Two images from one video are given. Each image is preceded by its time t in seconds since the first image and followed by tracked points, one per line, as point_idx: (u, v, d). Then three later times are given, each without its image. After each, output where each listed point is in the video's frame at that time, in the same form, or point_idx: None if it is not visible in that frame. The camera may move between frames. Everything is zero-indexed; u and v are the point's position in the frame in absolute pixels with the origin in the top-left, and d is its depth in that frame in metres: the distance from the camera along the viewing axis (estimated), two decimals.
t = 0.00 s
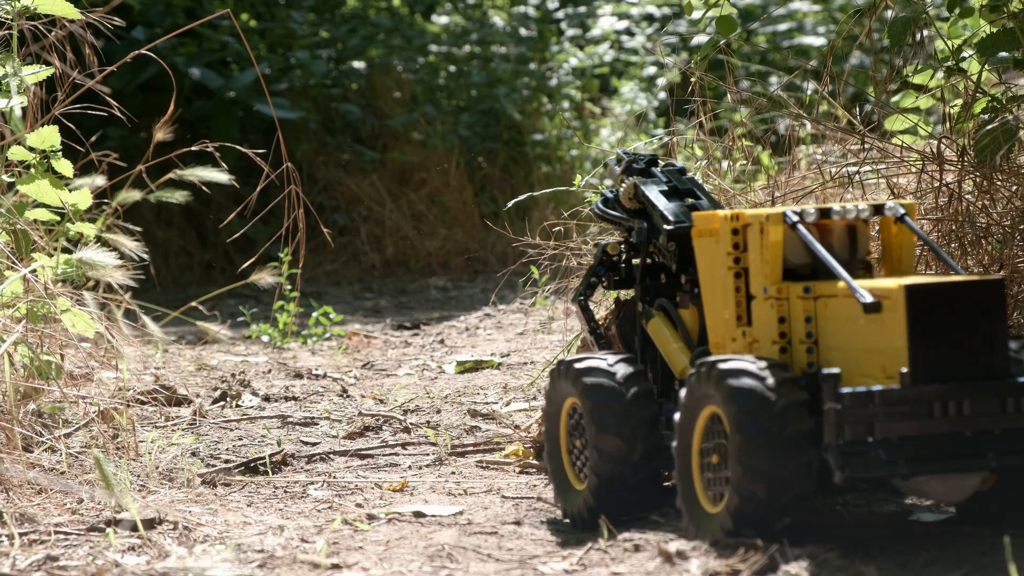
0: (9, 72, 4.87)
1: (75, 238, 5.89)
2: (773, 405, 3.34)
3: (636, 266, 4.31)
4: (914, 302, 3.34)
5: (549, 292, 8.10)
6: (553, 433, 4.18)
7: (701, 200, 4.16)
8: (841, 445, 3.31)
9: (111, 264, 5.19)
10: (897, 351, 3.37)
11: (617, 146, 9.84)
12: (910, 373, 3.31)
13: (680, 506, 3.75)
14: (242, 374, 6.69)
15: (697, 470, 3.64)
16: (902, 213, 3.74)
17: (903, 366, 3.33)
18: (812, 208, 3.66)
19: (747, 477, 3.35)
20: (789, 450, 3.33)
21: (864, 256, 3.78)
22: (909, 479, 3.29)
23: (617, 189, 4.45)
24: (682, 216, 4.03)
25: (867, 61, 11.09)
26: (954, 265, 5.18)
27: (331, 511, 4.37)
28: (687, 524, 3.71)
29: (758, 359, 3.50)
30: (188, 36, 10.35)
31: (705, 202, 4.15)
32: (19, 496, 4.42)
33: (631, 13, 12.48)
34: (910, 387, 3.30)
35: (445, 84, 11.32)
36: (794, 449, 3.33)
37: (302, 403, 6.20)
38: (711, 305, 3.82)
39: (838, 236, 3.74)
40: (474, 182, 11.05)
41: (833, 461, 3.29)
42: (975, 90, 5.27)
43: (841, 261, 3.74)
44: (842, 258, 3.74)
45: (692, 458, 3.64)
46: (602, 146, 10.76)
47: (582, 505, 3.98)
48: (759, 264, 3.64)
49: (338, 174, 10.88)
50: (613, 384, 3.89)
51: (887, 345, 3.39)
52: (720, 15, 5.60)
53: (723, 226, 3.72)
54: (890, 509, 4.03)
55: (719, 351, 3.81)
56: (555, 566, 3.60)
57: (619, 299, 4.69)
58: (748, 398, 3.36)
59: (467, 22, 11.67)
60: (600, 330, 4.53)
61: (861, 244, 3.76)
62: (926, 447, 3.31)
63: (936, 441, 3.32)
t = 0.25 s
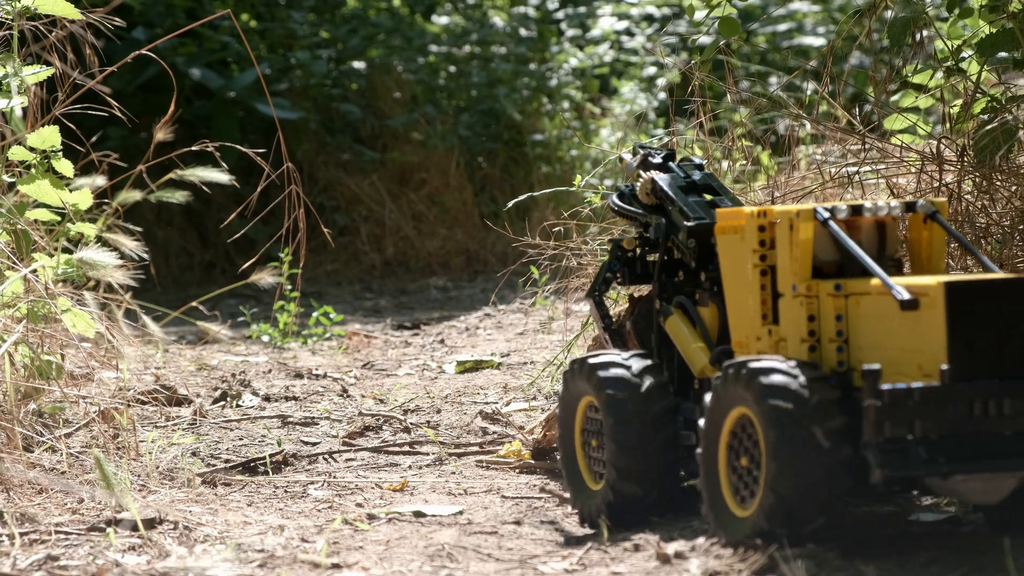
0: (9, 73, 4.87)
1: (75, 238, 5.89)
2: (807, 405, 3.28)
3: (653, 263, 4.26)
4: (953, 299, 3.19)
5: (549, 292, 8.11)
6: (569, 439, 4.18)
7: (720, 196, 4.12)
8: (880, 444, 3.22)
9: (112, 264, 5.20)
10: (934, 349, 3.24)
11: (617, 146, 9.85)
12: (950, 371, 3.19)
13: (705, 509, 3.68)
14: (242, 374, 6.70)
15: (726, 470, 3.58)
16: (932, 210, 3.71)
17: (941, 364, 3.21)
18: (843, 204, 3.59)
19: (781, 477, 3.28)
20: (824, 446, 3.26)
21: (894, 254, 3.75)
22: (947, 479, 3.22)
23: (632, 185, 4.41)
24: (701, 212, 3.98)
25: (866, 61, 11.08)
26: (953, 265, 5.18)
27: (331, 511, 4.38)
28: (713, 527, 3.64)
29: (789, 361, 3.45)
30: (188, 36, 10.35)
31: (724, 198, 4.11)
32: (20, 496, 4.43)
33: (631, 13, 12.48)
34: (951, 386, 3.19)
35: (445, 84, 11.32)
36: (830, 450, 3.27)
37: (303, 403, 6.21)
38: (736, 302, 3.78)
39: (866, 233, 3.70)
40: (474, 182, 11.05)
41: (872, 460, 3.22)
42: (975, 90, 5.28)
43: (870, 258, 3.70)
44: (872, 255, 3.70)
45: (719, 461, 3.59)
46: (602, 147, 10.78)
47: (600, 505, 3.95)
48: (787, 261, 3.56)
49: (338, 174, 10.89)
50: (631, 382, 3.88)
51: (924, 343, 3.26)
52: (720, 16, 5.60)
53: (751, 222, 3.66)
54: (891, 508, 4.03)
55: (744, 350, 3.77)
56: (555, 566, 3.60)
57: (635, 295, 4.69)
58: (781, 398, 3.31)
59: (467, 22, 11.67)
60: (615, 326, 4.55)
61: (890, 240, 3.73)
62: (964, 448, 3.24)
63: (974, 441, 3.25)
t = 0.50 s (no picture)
0: (10, 73, 4.87)
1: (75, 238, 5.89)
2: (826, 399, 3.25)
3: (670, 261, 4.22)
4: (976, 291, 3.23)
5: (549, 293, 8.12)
6: (585, 437, 4.16)
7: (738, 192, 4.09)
8: (901, 437, 3.22)
9: (112, 264, 5.20)
10: (956, 343, 3.26)
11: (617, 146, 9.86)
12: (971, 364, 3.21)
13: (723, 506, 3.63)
14: (242, 374, 6.71)
15: (743, 465, 3.54)
16: (955, 203, 3.65)
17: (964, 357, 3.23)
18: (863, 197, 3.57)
19: (801, 472, 3.24)
20: (848, 436, 3.22)
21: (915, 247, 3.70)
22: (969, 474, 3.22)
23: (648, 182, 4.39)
24: (717, 209, 3.95)
25: (866, 61, 11.09)
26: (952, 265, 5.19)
27: (331, 511, 4.38)
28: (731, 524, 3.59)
29: (813, 359, 3.38)
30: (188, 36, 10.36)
31: (742, 194, 4.08)
32: (20, 496, 4.43)
33: (631, 13, 12.49)
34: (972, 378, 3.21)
35: (445, 85, 11.33)
36: (850, 444, 3.23)
37: (303, 403, 6.21)
38: (754, 296, 3.75)
39: (887, 227, 3.64)
40: (473, 182, 11.06)
41: (893, 454, 3.22)
42: (974, 91, 5.31)
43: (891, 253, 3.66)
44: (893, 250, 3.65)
45: (737, 456, 3.54)
46: (602, 147, 10.79)
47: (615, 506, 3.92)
48: (807, 254, 3.54)
49: (338, 174, 10.90)
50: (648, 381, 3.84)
51: (946, 336, 3.29)
52: (720, 16, 5.61)
53: (769, 215, 3.64)
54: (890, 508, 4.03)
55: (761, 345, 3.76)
56: (555, 565, 3.61)
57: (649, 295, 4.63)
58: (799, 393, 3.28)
59: (467, 22, 11.69)
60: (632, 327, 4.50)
61: (911, 233, 3.67)
62: (984, 442, 3.25)
63: (995, 436, 3.26)
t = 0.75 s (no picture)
0: (10, 73, 4.88)
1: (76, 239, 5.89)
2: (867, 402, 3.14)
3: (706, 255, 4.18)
4: None
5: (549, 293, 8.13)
6: (610, 430, 4.11)
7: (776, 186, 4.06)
8: (945, 447, 3.16)
9: (113, 264, 5.21)
10: (1001, 350, 3.20)
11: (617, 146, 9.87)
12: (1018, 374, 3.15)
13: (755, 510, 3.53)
14: (243, 374, 6.71)
15: (777, 467, 3.43)
16: (1003, 205, 3.57)
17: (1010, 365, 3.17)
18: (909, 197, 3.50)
19: (839, 478, 3.14)
20: (889, 443, 3.12)
21: (958, 249, 3.64)
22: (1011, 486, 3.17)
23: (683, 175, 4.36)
24: (752, 201, 3.92)
25: (865, 61, 11.09)
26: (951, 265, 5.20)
27: (331, 510, 4.39)
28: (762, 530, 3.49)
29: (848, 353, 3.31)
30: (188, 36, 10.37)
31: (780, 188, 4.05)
32: (21, 495, 4.43)
33: (631, 14, 12.50)
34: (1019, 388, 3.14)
35: (445, 85, 11.34)
36: (889, 450, 3.12)
37: (303, 403, 6.22)
38: (790, 295, 3.68)
39: (930, 227, 3.59)
40: (473, 182, 11.07)
41: (936, 466, 3.17)
42: (974, 91, 5.34)
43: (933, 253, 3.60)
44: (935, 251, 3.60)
45: (772, 458, 3.44)
46: (601, 147, 10.80)
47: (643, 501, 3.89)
48: (848, 253, 3.47)
49: (339, 174, 10.91)
50: (679, 375, 3.80)
51: (990, 341, 3.22)
52: (719, 16, 5.61)
53: (809, 213, 3.57)
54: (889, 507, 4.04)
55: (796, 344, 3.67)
56: (555, 565, 3.61)
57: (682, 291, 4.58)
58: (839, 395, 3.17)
59: (467, 22, 11.69)
60: (668, 322, 4.41)
61: (955, 235, 3.61)
62: None
63: None
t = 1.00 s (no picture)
0: (11, 73, 4.89)
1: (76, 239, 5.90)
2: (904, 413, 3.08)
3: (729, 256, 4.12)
4: None
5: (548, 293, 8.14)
6: (633, 437, 4.04)
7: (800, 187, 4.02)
8: (989, 461, 3.07)
9: (113, 264, 5.21)
10: None
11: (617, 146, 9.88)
12: None
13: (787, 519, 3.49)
14: (243, 374, 6.72)
15: (811, 474, 3.39)
16: None
17: None
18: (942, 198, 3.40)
19: (876, 491, 3.09)
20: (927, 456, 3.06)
21: (989, 252, 3.58)
22: None
23: (704, 172, 4.31)
24: (777, 202, 3.88)
25: (864, 61, 11.10)
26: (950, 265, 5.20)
27: (331, 510, 4.40)
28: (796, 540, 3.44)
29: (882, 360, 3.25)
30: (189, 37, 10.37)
31: (804, 189, 4.01)
32: (21, 495, 4.44)
33: (630, 14, 12.51)
34: None
35: (445, 85, 11.35)
36: (929, 463, 3.07)
37: (304, 403, 6.22)
38: (820, 298, 3.59)
39: (963, 229, 3.51)
40: (473, 182, 11.07)
41: (980, 479, 3.08)
42: (974, 91, 5.35)
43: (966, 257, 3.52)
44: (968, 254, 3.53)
45: (805, 466, 3.40)
46: (601, 147, 10.80)
47: (667, 511, 3.81)
48: (880, 256, 3.37)
49: (339, 174, 10.91)
50: (704, 382, 3.71)
51: None
52: (719, 16, 5.62)
53: (841, 214, 3.48)
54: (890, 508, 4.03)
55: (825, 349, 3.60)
56: (555, 565, 3.62)
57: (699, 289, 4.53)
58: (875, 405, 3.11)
59: (467, 23, 11.70)
60: (686, 322, 4.35)
61: (986, 236, 3.56)
62: None
63: None
